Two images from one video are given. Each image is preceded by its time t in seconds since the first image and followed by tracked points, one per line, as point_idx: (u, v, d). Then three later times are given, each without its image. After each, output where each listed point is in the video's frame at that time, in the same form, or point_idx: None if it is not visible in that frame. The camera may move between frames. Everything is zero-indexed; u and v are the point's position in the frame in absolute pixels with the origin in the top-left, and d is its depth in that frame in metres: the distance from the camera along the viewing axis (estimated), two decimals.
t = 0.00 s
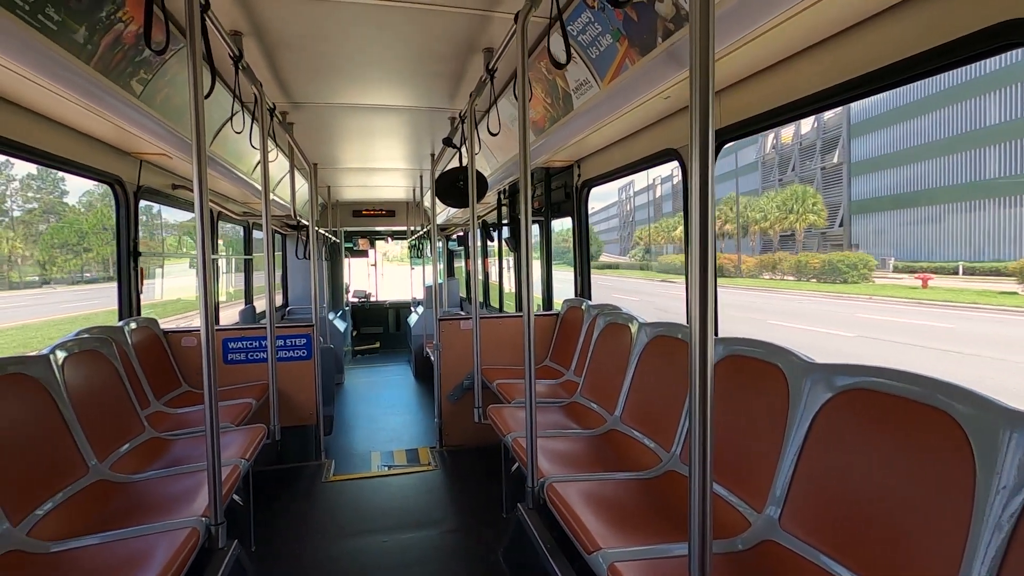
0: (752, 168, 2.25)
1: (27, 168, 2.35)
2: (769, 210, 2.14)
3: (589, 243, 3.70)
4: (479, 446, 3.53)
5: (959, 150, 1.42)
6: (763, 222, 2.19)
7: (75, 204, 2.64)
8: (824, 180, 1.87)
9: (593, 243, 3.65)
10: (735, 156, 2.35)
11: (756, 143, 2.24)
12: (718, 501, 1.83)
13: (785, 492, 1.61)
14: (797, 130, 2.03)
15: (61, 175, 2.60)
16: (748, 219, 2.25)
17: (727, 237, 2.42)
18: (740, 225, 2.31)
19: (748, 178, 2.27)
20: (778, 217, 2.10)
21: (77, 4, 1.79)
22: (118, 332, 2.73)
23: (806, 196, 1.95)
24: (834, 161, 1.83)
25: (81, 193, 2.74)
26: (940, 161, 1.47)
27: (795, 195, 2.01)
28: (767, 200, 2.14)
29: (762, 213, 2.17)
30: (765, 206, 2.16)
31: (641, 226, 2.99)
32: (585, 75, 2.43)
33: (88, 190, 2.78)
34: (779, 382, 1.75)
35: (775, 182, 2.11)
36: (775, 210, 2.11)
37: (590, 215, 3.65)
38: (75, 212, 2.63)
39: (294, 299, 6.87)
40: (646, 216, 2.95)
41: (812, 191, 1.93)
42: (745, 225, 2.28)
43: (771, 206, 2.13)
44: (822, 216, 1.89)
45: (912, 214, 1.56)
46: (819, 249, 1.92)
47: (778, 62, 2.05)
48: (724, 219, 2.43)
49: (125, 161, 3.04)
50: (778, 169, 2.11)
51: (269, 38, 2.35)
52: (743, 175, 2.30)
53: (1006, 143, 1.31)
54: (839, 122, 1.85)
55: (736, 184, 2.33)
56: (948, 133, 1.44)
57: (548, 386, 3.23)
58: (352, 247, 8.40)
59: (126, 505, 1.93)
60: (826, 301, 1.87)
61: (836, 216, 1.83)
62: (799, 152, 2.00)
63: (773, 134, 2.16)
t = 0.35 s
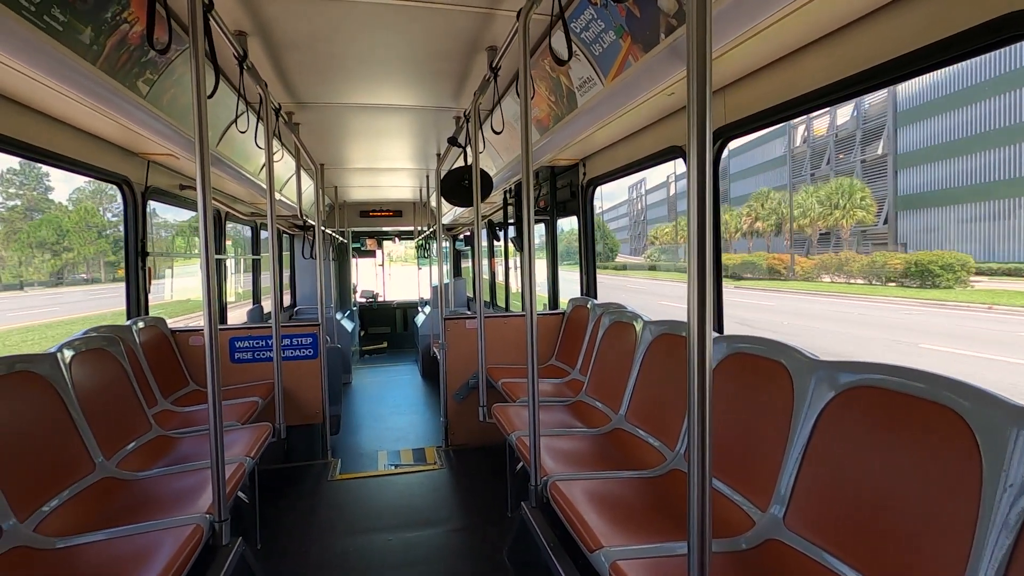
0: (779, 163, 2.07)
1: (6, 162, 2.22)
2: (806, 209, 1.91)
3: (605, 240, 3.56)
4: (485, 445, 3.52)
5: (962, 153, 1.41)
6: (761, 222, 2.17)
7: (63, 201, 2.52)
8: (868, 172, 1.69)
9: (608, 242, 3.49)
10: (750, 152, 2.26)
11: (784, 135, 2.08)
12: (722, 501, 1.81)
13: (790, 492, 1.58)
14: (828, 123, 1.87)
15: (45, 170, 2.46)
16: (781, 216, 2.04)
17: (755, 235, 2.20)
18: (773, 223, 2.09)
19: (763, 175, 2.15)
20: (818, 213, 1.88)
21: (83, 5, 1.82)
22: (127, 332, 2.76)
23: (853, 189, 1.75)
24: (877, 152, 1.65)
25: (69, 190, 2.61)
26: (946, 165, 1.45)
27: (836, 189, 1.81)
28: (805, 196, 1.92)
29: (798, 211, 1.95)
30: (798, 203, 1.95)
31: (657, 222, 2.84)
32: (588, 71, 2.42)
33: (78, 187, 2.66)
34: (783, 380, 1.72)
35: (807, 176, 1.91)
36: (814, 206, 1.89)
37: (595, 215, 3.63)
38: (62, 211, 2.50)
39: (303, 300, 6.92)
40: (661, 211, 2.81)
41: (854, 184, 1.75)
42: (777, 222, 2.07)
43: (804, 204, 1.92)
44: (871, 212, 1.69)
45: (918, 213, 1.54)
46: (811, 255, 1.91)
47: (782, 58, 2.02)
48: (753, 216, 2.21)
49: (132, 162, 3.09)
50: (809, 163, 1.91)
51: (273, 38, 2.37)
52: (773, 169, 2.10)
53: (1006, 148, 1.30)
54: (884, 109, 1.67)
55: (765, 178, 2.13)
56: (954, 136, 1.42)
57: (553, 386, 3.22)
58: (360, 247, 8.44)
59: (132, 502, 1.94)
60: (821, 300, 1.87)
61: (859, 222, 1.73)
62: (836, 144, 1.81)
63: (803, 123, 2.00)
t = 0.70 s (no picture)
0: (813, 154, 1.97)
1: None
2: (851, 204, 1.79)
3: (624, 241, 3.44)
4: (497, 445, 3.53)
5: (978, 153, 1.40)
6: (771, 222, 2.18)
7: (52, 198, 2.30)
8: (919, 163, 1.56)
9: (628, 242, 3.36)
10: (778, 146, 2.17)
11: (819, 126, 1.97)
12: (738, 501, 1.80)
13: (807, 492, 1.58)
14: (869, 113, 1.77)
15: (28, 163, 2.25)
16: (825, 210, 1.89)
17: (791, 233, 2.05)
18: (814, 220, 1.94)
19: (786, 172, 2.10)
20: (870, 208, 1.74)
21: (104, 9, 1.84)
22: (144, 330, 2.79)
23: (913, 181, 1.58)
24: (931, 141, 1.51)
25: (59, 188, 2.40)
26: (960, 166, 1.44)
27: (887, 183, 1.66)
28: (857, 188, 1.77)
29: (836, 208, 1.85)
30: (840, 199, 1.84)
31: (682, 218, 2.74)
32: (602, 72, 2.42)
33: (68, 184, 2.46)
34: (800, 381, 1.72)
35: (844, 171, 1.81)
36: (864, 201, 1.76)
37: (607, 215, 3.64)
38: (48, 209, 2.26)
39: (314, 299, 6.97)
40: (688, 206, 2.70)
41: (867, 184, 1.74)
42: (818, 218, 1.93)
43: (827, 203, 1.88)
44: (934, 206, 1.54)
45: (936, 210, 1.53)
46: (827, 254, 1.90)
47: (798, 56, 2.01)
48: (789, 212, 2.06)
49: (149, 163, 3.13)
50: (847, 155, 1.81)
51: (289, 40, 2.39)
52: (809, 161, 1.98)
53: None
54: (938, 93, 1.54)
55: (802, 171, 2.00)
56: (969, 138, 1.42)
57: (566, 385, 3.22)
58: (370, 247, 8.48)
59: (151, 499, 1.96)
60: (832, 301, 1.86)
61: (877, 220, 1.72)
62: (879, 134, 1.71)
63: (840, 114, 1.89)
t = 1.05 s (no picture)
0: (850, 145, 1.84)
1: None
2: (883, 198, 1.69)
3: (642, 241, 3.30)
4: (507, 445, 3.54)
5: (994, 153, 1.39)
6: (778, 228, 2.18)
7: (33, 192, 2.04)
8: (981, 150, 1.41)
9: (647, 241, 3.22)
10: (810, 137, 2.06)
11: (855, 116, 1.86)
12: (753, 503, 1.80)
13: (823, 493, 1.57)
14: (916, 99, 1.64)
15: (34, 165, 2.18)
16: (872, 204, 1.73)
17: (831, 230, 1.90)
18: (860, 216, 1.77)
19: (796, 172, 2.08)
20: (929, 201, 1.56)
21: (120, 13, 1.86)
22: (157, 331, 2.81)
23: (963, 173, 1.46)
24: (993, 126, 1.37)
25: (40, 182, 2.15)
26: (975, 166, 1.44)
27: (942, 173, 1.52)
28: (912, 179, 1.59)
29: (852, 206, 1.80)
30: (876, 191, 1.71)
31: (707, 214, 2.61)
32: (613, 72, 2.42)
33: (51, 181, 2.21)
34: (816, 381, 1.71)
35: (884, 162, 1.68)
36: (923, 193, 1.58)
37: (617, 215, 3.64)
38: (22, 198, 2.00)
39: (324, 300, 7.01)
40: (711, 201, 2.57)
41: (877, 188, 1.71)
42: (865, 213, 1.76)
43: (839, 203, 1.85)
44: (1010, 199, 1.36)
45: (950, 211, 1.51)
46: (836, 254, 1.89)
47: (811, 54, 2.00)
48: (829, 206, 1.90)
49: (163, 165, 3.16)
50: (887, 146, 1.68)
51: (302, 42, 2.40)
52: (846, 152, 1.85)
53: None
54: (1001, 74, 1.41)
55: (838, 163, 1.87)
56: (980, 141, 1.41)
57: (576, 385, 3.22)
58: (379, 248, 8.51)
59: (167, 499, 1.98)
60: (841, 301, 1.85)
61: (885, 222, 1.70)
62: (927, 121, 1.58)
63: (868, 107, 1.82)
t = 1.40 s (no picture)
0: (890, 134, 1.69)
1: None
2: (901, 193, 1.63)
3: (662, 239, 3.11)
4: (515, 445, 3.54)
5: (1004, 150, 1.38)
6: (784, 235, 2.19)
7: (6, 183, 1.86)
8: None
9: (668, 239, 3.04)
10: (842, 127, 1.94)
11: (894, 103, 1.73)
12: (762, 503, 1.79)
13: (832, 493, 1.57)
14: (970, 82, 1.49)
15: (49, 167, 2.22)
16: (930, 196, 1.54)
17: (876, 226, 1.72)
18: (914, 211, 1.59)
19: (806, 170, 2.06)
20: (996, 193, 1.38)
21: (131, 17, 1.88)
22: (168, 331, 2.84)
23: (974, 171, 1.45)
24: None
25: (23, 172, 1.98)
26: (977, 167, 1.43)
27: (1007, 161, 1.35)
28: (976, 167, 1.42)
29: (858, 202, 1.80)
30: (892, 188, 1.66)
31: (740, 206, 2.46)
32: (620, 71, 2.42)
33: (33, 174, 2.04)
34: (825, 381, 1.70)
35: (931, 151, 1.53)
36: (992, 182, 1.39)
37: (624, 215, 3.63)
38: None
39: (333, 300, 7.06)
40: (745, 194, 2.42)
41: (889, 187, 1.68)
42: (921, 207, 1.57)
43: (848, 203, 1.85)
44: None
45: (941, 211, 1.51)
46: (842, 257, 1.88)
47: (819, 53, 1.99)
48: (875, 200, 1.72)
49: (173, 167, 3.19)
50: (935, 134, 1.53)
51: (310, 45, 2.42)
52: (886, 141, 1.70)
53: None
54: None
55: (876, 154, 1.72)
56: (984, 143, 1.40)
57: (584, 385, 3.22)
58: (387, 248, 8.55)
59: (178, 497, 2.00)
60: (853, 300, 1.84)
61: (887, 219, 1.69)
62: (982, 105, 1.42)
63: (872, 107, 1.82)
